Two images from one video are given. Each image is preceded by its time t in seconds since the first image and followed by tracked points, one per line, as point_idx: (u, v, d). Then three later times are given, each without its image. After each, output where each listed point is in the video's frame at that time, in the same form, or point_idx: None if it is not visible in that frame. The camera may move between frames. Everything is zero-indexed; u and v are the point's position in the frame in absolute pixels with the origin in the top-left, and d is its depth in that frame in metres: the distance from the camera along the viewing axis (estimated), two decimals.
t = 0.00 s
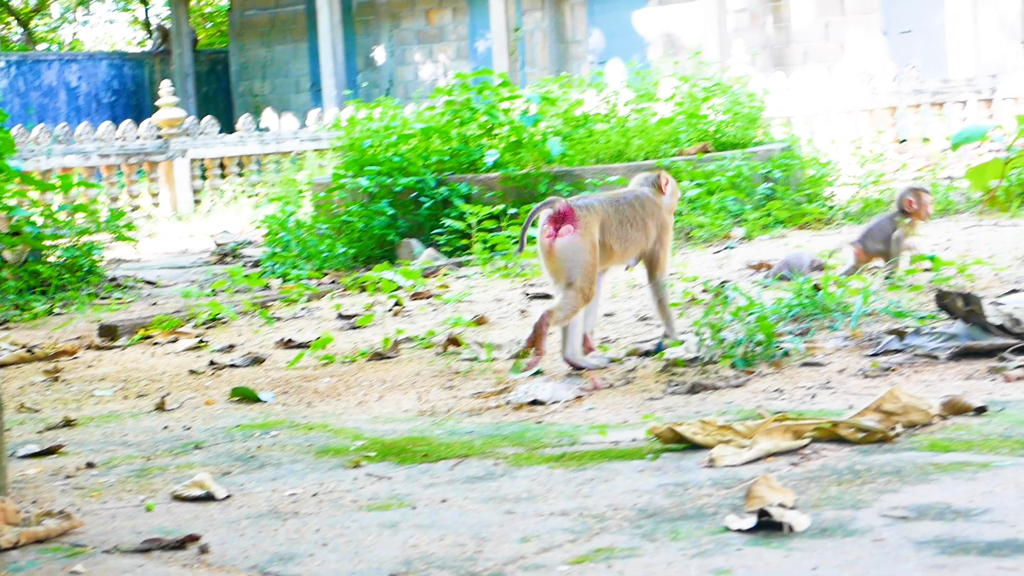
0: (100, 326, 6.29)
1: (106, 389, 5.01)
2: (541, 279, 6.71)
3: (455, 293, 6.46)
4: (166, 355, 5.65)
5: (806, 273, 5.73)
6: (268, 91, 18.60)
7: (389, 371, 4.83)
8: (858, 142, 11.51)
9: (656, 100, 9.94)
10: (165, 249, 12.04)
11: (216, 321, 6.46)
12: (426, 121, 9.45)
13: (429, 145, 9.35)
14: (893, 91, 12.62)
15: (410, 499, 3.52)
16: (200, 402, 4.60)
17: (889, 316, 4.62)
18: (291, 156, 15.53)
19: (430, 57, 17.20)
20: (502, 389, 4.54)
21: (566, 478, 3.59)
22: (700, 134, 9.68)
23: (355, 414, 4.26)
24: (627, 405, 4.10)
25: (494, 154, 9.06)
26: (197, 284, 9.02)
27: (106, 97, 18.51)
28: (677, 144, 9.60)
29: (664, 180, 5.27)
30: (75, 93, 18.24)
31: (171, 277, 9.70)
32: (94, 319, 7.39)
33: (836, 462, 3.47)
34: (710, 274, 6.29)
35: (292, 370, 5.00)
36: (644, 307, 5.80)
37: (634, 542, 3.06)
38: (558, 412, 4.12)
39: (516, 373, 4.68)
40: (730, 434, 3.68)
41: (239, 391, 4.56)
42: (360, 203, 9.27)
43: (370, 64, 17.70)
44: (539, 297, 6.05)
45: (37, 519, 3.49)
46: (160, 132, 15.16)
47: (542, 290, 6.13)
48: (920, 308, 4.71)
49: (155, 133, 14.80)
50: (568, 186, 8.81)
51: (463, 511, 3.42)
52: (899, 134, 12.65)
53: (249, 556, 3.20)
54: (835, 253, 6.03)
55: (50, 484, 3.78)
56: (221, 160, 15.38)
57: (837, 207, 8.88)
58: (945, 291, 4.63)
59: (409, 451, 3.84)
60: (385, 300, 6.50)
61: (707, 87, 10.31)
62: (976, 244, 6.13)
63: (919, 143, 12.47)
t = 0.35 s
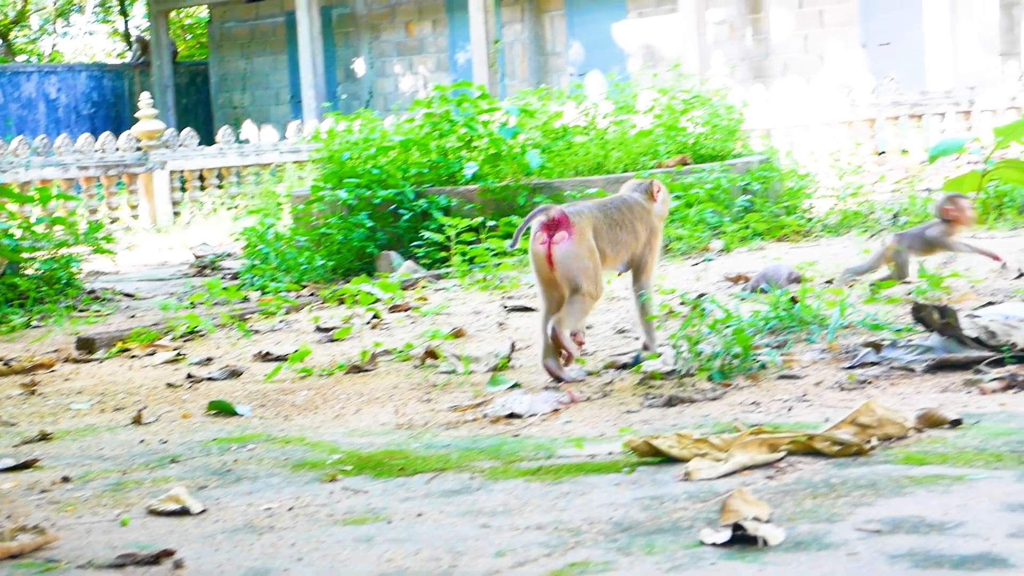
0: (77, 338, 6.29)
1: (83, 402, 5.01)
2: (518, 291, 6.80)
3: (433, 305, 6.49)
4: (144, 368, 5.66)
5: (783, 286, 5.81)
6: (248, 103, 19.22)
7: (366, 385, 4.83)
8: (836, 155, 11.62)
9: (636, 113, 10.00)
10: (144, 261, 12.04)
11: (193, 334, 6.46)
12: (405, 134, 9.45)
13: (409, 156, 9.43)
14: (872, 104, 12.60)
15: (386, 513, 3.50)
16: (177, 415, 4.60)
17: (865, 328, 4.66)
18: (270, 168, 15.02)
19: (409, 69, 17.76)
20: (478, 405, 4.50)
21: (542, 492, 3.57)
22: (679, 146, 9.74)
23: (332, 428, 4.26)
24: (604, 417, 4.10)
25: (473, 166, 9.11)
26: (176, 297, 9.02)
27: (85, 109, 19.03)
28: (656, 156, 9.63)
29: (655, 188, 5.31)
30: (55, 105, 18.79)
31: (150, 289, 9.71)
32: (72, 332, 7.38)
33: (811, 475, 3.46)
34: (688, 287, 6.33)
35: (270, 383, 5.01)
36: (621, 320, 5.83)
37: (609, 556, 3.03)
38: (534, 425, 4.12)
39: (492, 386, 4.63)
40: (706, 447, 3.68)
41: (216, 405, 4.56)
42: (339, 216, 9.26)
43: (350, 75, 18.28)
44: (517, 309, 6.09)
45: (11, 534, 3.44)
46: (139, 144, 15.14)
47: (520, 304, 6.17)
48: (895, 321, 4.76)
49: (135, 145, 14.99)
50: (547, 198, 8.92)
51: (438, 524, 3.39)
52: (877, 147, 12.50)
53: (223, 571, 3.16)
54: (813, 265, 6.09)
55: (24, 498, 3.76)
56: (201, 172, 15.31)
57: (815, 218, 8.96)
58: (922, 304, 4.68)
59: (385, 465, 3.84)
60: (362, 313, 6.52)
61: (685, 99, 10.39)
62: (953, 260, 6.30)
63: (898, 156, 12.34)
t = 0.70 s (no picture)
0: (47, 356, 6.28)
1: (52, 421, 5.00)
2: (489, 307, 6.82)
3: (405, 322, 6.51)
4: (114, 386, 5.65)
5: (754, 302, 5.88)
6: (222, 118, 19.54)
7: (337, 403, 4.83)
8: (808, 171, 11.71)
9: (608, 129, 10.06)
10: (116, 277, 12.02)
11: (164, 351, 6.46)
12: (378, 150, 9.47)
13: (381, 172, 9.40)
14: (845, 120, 12.55)
15: (354, 533, 3.46)
16: (146, 433, 4.59)
17: (835, 345, 4.69)
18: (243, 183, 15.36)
19: (382, 84, 17.97)
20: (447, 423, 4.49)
21: (511, 510, 3.55)
22: (651, 162, 9.78)
23: (302, 446, 4.25)
24: (574, 435, 4.10)
25: (446, 182, 9.13)
26: (146, 314, 8.99)
27: (57, 124, 19.28)
28: (628, 172, 9.64)
29: (634, 200, 5.30)
30: (27, 120, 18.94)
31: (121, 306, 9.69)
32: (41, 350, 7.35)
33: (779, 493, 3.45)
34: (659, 303, 6.36)
35: (240, 402, 5.00)
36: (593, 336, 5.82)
37: None
38: (504, 443, 4.11)
39: (462, 405, 4.62)
40: (674, 466, 3.67)
41: (185, 423, 4.55)
42: (311, 233, 9.24)
43: (324, 91, 18.50)
44: (488, 326, 6.08)
45: None
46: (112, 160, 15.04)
47: (491, 320, 6.16)
48: (865, 337, 4.79)
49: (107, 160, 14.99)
50: (519, 215, 8.96)
51: (406, 544, 3.35)
52: (849, 163, 12.45)
53: None
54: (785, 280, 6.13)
55: None
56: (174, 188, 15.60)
57: (787, 234, 9.01)
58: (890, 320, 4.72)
59: (354, 484, 3.82)
60: (334, 329, 6.52)
61: (658, 115, 10.46)
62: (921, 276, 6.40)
63: (870, 172, 12.19)
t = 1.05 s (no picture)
0: (19, 372, 6.28)
1: (24, 438, 4.99)
2: (463, 322, 6.83)
3: (378, 338, 6.53)
4: (86, 403, 5.65)
5: (726, 317, 5.96)
6: (197, 132, 19.58)
7: (309, 419, 4.84)
8: (783, 185, 11.78)
9: (583, 144, 10.11)
10: (88, 292, 12.02)
11: (136, 368, 6.45)
12: (352, 164, 9.46)
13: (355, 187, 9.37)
14: (818, 133, 12.71)
15: (324, 550, 3.42)
16: (117, 451, 4.59)
17: (807, 360, 4.74)
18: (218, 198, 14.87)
19: (358, 98, 18.14)
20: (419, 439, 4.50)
21: (482, 527, 3.52)
22: (625, 177, 9.84)
23: (274, 463, 4.25)
24: (545, 451, 4.10)
25: (420, 198, 9.14)
26: (119, 330, 8.98)
27: (31, 138, 19.44)
28: (601, 186, 9.68)
29: (614, 213, 5.33)
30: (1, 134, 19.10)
31: (93, 321, 9.68)
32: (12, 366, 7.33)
33: (749, 509, 3.43)
34: (631, 318, 6.40)
35: (212, 418, 5.00)
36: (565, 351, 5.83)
37: None
38: (476, 459, 4.11)
39: (435, 421, 4.64)
40: (645, 482, 3.66)
41: (156, 440, 4.55)
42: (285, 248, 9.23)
43: (298, 104, 18.67)
44: (461, 341, 6.11)
45: None
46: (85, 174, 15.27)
47: (465, 336, 6.19)
48: (836, 352, 4.83)
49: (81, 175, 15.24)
50: (493, 229, 8.99)
51: (377, 561, 3.31)
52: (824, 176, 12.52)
53: None
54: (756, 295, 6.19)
55: None
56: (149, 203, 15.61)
57: (761, 249, 9.04)
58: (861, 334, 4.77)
59: (326, 501, 3.81)
60: (307, 345, 6.54)
61: (632, 130, 10.52)
62: (895, 288, 6.45)
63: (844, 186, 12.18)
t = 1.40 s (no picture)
0: None
1: None
2: (428, 336, 6.85)
3: (343, 352, 6.56)
4: (48, 418, 5.64)
5: (690, 331, 5.99)
6: (163, 145, 19.60)
7: (273, 434, 4.84)
8: (749, 198, 11.89)
9: (550, 157, 10.19)
10: (53, 306, 12.01)
11: (99, 382, 6.45)
12: (319, 178, 9.52)
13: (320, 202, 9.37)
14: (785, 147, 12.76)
15: (284, 566, 3.37)
16: (79, 467, 4.58)
17: (769, 374, 4.79)
18: (184, 212, 14.95)
19: (325, 111, 18.29)
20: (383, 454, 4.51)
21: (443, 542, 3.49)
22: (592, 191, 9.93)
23: (236, 479, 4.24)
24: (508, 466, 4.10)
25: (385, 212, 9.17)
26: (83, 344, 8.96)
27: None
28: (567, 201, 9.82)
29: (579, 228, 5.40)
30: None
31: (58, 335, 9.67)
32: None
33: (710, 523, 3.41)
34: (595, 331, 6.43)
35: (174, 433, 5.01)
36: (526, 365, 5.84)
37: None
38: (438, 474, 4.11)
39: (398, 436, 4.65)
40: (606, 496, 3.65)
41: (118, 456, 4.55)
42: (249, 263, 9.21)
43: (265, 118, 18.78)
44: (425, 356, 6.12)
45: None
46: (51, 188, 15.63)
47: (429, 350, 6.21)
48: (798, 366, 4.88)
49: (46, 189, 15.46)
50: (458, 243, 9.04)
51: None
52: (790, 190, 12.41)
53: None
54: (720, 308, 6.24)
55: None
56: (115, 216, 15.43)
57: (726, 262, 9.10)
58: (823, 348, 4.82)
59: (288, 517, 3.79)
60: (270, 360, 6.56)
61: (598, 143, 10.61)
62: (856, 301, 6.49)
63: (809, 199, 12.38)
